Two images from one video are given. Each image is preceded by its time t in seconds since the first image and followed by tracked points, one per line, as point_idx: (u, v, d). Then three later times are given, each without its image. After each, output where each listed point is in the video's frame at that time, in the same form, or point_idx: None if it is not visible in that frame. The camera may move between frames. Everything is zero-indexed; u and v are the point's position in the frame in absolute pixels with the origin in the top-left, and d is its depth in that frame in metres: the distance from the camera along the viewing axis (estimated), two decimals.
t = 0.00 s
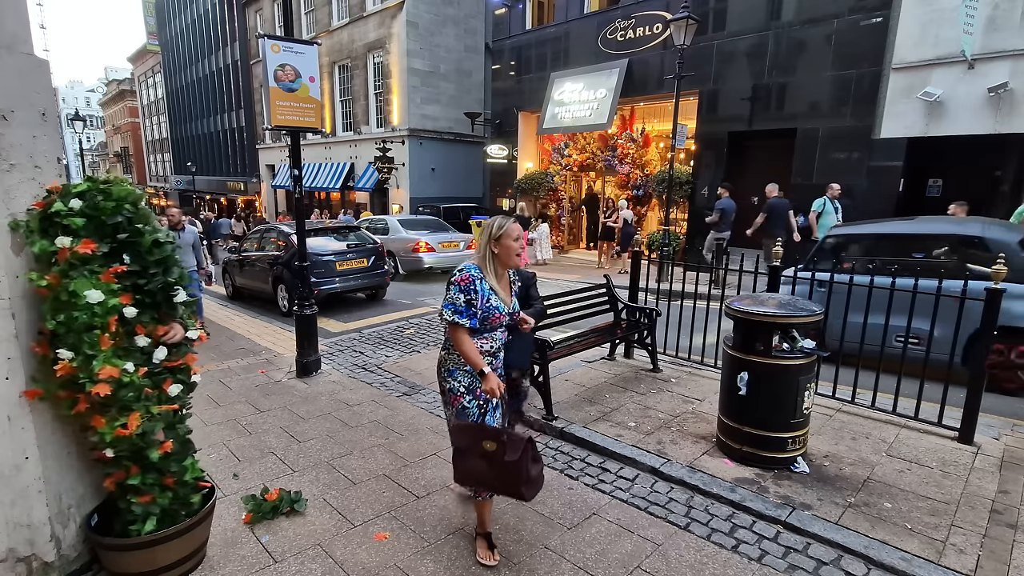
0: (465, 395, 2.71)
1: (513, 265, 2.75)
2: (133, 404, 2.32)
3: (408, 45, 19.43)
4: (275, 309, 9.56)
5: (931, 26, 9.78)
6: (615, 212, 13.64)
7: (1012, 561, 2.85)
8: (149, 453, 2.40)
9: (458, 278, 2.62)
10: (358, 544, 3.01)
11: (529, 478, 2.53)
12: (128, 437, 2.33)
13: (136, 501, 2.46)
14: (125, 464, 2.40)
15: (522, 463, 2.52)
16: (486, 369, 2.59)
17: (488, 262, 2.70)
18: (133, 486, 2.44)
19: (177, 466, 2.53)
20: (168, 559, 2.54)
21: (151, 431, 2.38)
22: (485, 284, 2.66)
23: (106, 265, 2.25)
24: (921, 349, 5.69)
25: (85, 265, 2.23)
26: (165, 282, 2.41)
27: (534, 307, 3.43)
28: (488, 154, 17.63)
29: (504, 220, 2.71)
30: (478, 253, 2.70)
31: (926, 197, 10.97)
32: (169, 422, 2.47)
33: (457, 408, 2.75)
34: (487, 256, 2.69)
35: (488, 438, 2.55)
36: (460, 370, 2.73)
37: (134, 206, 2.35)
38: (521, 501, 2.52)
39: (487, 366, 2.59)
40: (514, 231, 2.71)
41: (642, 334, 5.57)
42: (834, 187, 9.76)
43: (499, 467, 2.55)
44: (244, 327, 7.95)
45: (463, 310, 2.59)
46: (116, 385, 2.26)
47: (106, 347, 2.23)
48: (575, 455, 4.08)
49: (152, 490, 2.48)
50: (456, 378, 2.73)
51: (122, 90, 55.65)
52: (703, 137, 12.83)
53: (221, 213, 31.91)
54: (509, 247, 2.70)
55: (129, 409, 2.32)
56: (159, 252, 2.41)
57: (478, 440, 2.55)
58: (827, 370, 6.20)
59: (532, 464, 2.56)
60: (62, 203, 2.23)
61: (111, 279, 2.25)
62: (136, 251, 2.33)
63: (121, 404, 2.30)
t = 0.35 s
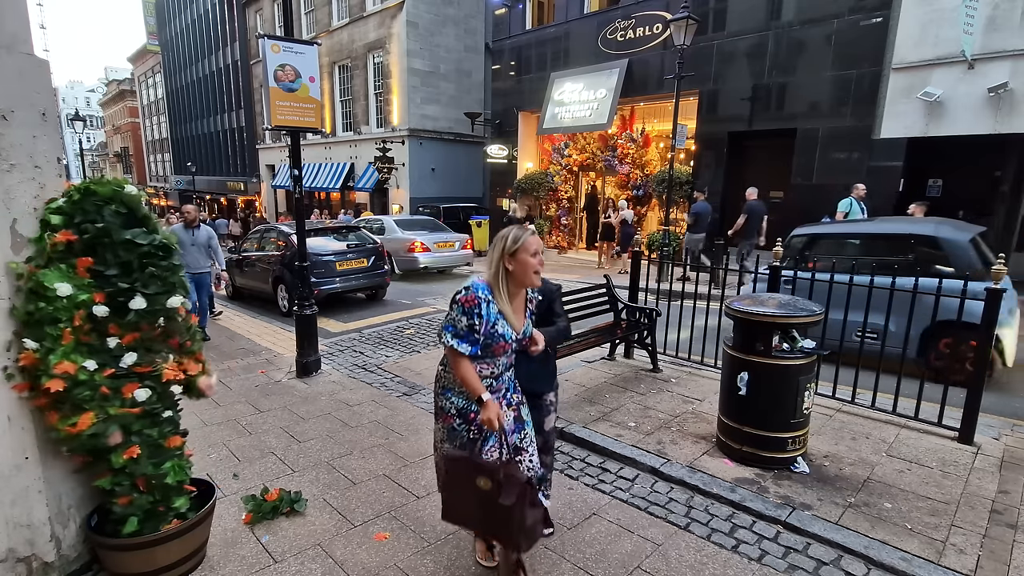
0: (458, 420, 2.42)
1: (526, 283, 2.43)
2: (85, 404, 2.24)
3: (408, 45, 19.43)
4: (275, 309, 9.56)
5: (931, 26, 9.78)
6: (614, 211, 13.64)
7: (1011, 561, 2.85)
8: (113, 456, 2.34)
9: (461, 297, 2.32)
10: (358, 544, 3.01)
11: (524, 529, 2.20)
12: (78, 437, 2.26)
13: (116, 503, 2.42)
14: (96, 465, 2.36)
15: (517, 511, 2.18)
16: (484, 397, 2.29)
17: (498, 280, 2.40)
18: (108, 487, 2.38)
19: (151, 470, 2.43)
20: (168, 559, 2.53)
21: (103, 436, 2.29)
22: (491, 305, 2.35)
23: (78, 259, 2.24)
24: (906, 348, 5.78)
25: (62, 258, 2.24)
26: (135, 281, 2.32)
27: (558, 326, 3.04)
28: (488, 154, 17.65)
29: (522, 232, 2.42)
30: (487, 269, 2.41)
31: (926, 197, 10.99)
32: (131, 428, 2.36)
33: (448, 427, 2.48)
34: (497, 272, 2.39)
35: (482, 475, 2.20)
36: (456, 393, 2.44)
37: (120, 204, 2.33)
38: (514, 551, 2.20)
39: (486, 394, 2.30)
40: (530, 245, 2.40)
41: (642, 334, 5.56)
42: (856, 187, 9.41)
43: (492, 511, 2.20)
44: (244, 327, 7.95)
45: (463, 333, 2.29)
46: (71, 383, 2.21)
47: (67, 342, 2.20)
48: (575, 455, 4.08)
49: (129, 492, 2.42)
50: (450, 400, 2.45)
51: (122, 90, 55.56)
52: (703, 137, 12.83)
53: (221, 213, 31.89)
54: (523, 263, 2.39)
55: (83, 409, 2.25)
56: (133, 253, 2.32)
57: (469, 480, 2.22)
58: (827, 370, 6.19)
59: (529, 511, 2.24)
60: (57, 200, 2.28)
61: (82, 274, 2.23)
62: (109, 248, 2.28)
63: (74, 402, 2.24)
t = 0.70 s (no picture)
0: (445, 450, 2.17)
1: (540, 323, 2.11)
2: (67, 400, 2.24)
3: (408, 45, 19.43)
4: (275, 310, 9.55)
5: (931, 26, 9.79)
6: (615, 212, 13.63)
7: (1011, 561, 2.85)
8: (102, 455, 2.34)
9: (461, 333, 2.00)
10: (358, 544, 3.01)
11: None
12: (56, 433, 2.25)
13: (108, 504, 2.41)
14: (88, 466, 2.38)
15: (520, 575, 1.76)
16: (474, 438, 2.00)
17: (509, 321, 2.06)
18: (100, 488, 2.38)
19: (143, 471, 2.43)
20: (168, 559, 2.54)
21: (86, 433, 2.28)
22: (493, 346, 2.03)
23: (75, 254, 2.24)
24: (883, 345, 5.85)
25: (59, 253, 2.25)
26: (127, 279, 2.32)
27: (582, 344, 2.78)
28: (488, 154, 17.66)
29: (545, 268, 2.08)
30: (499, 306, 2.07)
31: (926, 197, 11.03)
32: (115, 427, 2.35)
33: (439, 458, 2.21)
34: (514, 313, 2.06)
35: (477, 534, 1.79)
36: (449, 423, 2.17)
37: (119, 204, 2.34)
38: None
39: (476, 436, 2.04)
40: (548, 282, 2.07)
41: (642, 334, 5.56)
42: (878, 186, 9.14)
43: None
44: (244, 327, 7.95)
45: (458, 370, 2.01)
46: (57, 377, 2.21)
47: (56, 336, 2.21)
48: (575, 455, 4.08)
49: (120, 493, 2.42)
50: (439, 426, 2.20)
51: (122, 90, 55.47)
52: (703, 137, 12.83)
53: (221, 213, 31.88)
54: (541, 304, 2.07)
55: (65, 405, 2.25)
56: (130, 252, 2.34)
57: (460, 537, 1.80)
58: (828, 370, 6.18)
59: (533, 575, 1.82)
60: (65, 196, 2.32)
61: (78, 269, 2.23)
62: (106, 246, 2.29)
63: (58, 398, 2.24)
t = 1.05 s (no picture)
0: (435, 471, 1.96)
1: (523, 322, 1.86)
2: (99, 395, 2.27)
3: (408, 45, 19.43)
4: (275, 309, 9.54)
5: (931, 26, 9.78)
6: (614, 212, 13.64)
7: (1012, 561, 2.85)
8: (118, 455, 2.34)
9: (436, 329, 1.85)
10: (358, 544, 3.01)
11: None
12: (92, 428, 2.27)
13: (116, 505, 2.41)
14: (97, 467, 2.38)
15: None
16: (458, 449, 1.84)
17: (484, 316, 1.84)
18: (109, 490, 2.38)
19: (152, 471, 2.43)
20: (169, 559, 2.53)
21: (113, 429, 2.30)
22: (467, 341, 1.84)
23: (83, 255, 2.24)
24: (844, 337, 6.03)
25: (66, 253, 2.24)
26: (141, 278, 2.34)
27: (592, 357, 2.42)
28: (488, 154, 17.65)
29: (530, 255, 1.82)
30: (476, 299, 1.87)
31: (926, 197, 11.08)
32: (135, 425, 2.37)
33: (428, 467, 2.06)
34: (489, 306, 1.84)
35: (454, 550, 1.72)
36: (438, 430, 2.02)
37: (128, 207, 2.34)
38: None
39: (459, 447, 1.85)
40: (531, 275, 1.81)
41: (642, 334, 5.55)
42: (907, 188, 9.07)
43: None
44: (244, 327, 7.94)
45: (434, 370, 1.84)
46: (83, 374, 2.23)
47: (75, 335, 2.21)
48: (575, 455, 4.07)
49: (129, 495, 2.42)
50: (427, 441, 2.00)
51: (122, 90, 55.46)
52: (703, 137, 12.83)
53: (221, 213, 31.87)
54: (520, 302, 1.81)
55: (96, 401, 2.27)
56: (140, 253, 2.35)
57: (436, 550, 1.75)
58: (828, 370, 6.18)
59: None
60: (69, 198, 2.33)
61: (87, 269, 2.24)
62: (118, 247, 2.30)
63: (87, 395, 2.26)
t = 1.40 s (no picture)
0: (441, 497, 1.82)
1: (534, 320, 1.79)
2: (100, 394, 2.26)
3: (408, 45, 19.43)
4: (275, 309, 9.55)
5: (931, 26, 9.78)
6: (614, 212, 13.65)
7: (1012, 561, 2.85)
8: (116, 457, 2.33)
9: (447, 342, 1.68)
10: (358, 544, 3.01)
11: None
12: (94, 427, 2.26)
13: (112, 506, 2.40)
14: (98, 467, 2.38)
15: None
16: (463, 474, 1.70)
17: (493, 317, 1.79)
18: (107, 491, 2.38)
19: (151, 473, 2.43)
20: (168, 559, 2.53)
21: (116, 429, 2.29)
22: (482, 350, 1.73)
23: (87, 253, 2.25)
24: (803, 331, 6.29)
25: (67, 252, 2.24)
26: (146, 278, 2.35)
27: (609, 370, 2.30)
28: (488, 154, 17.65)
29: (534, 248, 1.82)
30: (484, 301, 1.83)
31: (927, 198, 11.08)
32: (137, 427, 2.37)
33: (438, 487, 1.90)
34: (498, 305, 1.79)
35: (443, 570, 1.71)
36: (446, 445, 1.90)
37: (131, 208, 2.34)
38: None
39: (468, 473, 1.70)
40: (536, 264, 1.77)
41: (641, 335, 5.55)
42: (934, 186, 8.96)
43: None
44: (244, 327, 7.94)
45: (443, 387, 1.70)
46: (86, 373, 2.23)
47: (77, 333, 2.20)
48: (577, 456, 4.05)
49: (127, 497, 2.41)
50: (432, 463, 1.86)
51: (122, 90, 55.43)
52: (703, 137, 12.83)
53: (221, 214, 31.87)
54: (528, 293, 1.77)
55: (98, 399, 2.26)
56: (142, 255, 2.35)
57: (428, 564, 1.75)
58: (828, 371, 6.17)
59: None
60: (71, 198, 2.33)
61: (89, 267, 2.24)
62: (122, 247, 2.31)
63: (89, 393, 2.25)
